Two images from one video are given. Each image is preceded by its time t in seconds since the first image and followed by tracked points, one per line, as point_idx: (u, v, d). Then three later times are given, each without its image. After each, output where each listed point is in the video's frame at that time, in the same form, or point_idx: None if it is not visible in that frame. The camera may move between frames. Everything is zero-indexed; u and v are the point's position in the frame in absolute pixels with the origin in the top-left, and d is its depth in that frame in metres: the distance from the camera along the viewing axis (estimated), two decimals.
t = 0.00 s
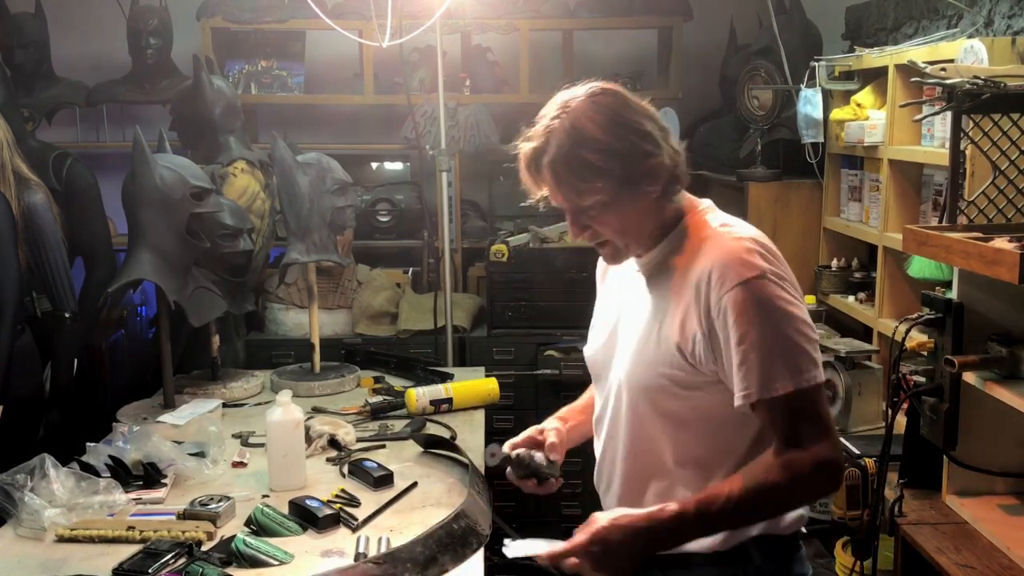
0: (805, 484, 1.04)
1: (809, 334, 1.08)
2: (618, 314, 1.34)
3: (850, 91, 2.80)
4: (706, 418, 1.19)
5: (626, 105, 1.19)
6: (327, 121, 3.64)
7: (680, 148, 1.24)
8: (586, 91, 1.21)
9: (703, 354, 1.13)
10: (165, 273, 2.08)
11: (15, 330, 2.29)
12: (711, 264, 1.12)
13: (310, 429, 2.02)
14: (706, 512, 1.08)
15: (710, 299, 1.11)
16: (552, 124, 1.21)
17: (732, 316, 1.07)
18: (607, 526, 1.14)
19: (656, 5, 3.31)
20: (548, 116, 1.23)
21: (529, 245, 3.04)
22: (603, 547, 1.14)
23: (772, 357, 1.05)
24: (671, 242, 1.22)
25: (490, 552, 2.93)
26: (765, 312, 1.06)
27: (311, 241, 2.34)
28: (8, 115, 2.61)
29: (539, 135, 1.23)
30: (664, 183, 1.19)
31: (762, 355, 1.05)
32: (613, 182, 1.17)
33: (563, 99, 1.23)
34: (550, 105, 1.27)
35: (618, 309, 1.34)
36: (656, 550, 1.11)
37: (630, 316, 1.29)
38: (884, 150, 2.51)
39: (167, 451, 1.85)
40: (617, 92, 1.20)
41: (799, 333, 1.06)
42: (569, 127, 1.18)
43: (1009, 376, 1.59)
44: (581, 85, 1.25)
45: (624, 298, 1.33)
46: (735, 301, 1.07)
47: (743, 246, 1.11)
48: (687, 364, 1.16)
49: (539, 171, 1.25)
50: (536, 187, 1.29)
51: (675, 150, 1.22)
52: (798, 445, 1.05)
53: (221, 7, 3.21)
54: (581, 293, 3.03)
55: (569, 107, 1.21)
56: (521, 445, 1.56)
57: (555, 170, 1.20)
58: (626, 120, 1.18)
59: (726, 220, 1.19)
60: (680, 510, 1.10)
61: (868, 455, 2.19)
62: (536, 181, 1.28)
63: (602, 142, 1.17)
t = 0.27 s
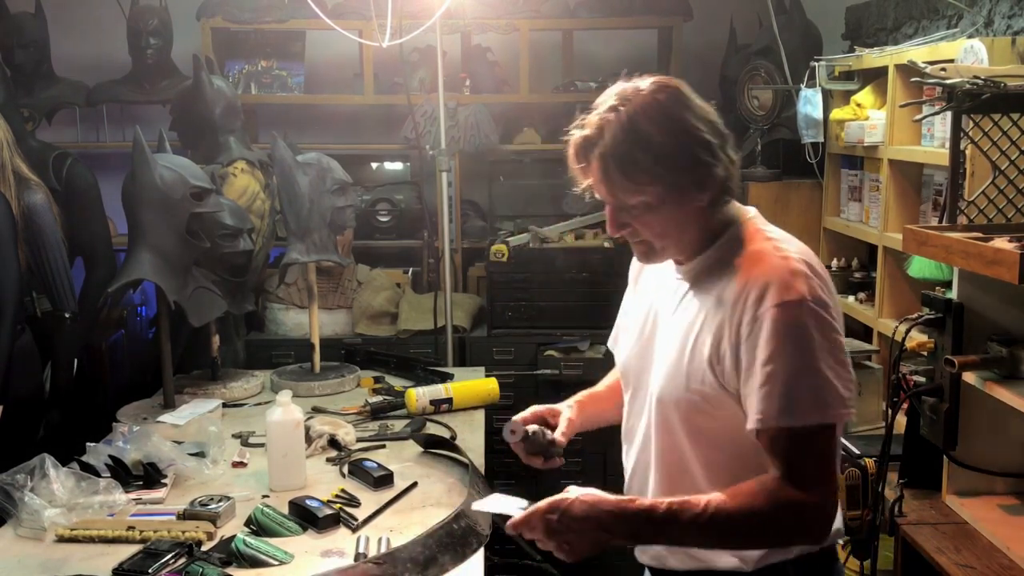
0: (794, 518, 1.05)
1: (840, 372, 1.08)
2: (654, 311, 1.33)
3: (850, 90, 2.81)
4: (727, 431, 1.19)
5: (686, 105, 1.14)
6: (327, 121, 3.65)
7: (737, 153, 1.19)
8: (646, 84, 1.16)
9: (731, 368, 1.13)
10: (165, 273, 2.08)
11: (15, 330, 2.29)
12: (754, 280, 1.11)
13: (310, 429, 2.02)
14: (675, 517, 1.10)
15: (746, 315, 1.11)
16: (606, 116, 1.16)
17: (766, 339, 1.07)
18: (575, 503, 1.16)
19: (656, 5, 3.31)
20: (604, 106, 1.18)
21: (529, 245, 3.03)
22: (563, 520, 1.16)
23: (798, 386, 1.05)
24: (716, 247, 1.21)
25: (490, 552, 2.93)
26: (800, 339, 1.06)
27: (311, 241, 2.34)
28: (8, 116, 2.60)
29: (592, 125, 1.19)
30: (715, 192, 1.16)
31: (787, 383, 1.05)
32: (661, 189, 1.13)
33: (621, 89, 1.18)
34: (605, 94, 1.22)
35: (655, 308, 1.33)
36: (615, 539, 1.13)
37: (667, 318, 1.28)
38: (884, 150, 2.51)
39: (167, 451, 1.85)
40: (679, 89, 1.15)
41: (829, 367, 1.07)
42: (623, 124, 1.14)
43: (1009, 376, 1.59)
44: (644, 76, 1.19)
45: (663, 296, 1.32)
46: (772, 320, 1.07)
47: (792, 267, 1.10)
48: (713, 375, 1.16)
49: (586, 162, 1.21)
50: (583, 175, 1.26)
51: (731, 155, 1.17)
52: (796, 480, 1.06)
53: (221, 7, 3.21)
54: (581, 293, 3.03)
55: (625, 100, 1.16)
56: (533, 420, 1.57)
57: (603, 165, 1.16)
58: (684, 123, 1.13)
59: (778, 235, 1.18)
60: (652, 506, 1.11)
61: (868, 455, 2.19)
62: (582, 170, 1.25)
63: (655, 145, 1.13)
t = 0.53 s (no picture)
0: (803, 525, 1.06)
1: (864, 383, 1.08)
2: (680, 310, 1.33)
3: (850, 90, 2.81)
4: (747, 435, 1.19)
5: (719, 104, 1.14)
6: (327, 121, 3.64)
7: (768, 156, 1.19)
8: (681, 80, 1.16)
9: (755, 371, 1.14)
10: (165, 273, 2.08)
11: (15, 330, 2.28)
12: (783, 285, 1.11)
13: (310, 429, 2.02)
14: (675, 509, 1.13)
15: (772, 319, 1.11)
16: (638, 110, 1.17)
17: (793, 348, 1.07)
18: (581, 484, 1.21)
19: (656, 5, 3.31)
20: (637, 99, 1.18)
21: (529, 245, 3.04)
22: (566, 499, 1.22)
23: (819, 394, 1.06)
24: (746, 249, 1.21)
25: (490, 552, 2.93)
26: (825, 347, 1.06)
27: (311, 241, 2.34)
28: (8, 115, 2.60)
29: (624, 118, 1.20)
30: (743, 194, 1.17)
31: (812, 395, 1.06)
32: (687, 188, 1.15)
33: (656, 83, 1.18)
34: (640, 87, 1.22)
35: (682, 307, 1.33)
36: (616, 523, 1.17)
37: (693, 318, 1.28)
38: (884, 150, 2.51)
39: (167, 451, 1.85)
40: (714, 87, 1.15)
41: (852, 377, 1.07)
42: (654, 120, 1.14)
43: (1008, 376, 1.59)
44: (680, 72, 1.19)
45: (689, 296, 1.32)
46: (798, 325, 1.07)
47: (822, 275, 1.10)
48: (736, 377, 1.16)
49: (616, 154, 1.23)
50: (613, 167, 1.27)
51: (762, 157, 1.17)
52: (809, 488, 1.06)
53: (221, 7, 3.21)
54: (581, 293, 3.03)
55: (657, 95, 1.16)
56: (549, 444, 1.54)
57: (632, 160, 1.17)
58: (715, 123, 1.13)
59: (809, 241, 1.18)
60: (653, 494, 1.15)
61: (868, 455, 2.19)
62: (612, 162, 1.26)
63: (684, 144, 1.13)
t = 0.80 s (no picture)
0: (797, 526, 1.07)
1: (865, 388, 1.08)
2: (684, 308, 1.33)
3: (850, 90, 2.81)
4: (747, 436, 1.19)
5: (726, 102, 1.14)
6: (326, 121, 3.64)
7: (775, 156, 1.19)
8: (688, 78, 1.16)
9: (756, 371, 1.14)
10: (165, 273, 2.08)
11: (14, 330, 2.28)
12: (786, 286, 1.12)
13: (310, 429, 2.02)
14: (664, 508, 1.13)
15: (774, 319, 1.11)
16: (645, 108, 1.17)
17: (795, 349, 1.07)
18: (571, 483, 1.21)
19: (656, 5, 3.32)
20: (644, 97, 1.18)
21: (529, 246, 3.04)
22: (557, 495, 1.21)
23: (820, 395, 1.06)
24: (751, 249, 1.21)
25: (490, 552, 2.93)
26: (826, 348, 1.06)
27: (311, 241, 2.34)
28: (8, 115, 2.59)
29: (631, 116, 1.20)
30: (749, 193, 1.17)
31: (812, 397, 1.06)
32: (694, 186, 1.14)
33: (663, 81, 1.19)
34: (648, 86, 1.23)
35: (685, 307, 1.33)
36: (606, 520, 1.18)
37: (697, 319, 1.28)
38: (884, 150, 2.51)
39: (167, 451, 1.85)
40: (721, 85, 1.15)
41: (853, 381, 1.07)
42: (661, 118, 1.14)
43: (1008, 376, 1.59)
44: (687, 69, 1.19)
45: (693, 296, 1.32)
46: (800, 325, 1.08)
47: (826, 277, 1.10)
48: (737, 378, 1.16)
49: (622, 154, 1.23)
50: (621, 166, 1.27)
51: (769, 157, 1.18)
52: (805, 490, 1.07)
53: (221, 7, 3.21)
54: (581, 293, 3.03)
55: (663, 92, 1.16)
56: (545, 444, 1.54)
57: (638, 158, 1.17)
58: (722, 120, 1.13)
59: (814, 243, 1.18)
60: (644, 492, 1.15)
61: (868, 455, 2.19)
62: (619, 161, 1.26)
63: (691, 141, 1.13)
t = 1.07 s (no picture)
0: (788, 529, 1.07)
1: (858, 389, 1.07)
2: (681, 309, 1.33)
3: (850, 90, 2.81)
4: (742, 437, 1.20)
5: (718, 102, 1.14)
6: (326, 121, 3.64)
7: (769, 156, 1.19)
8: (680, 78, 1.17)
9: (750, 373, 1.14)
10: (165, 273, 2.08)
11: (14, 330, 2.28)
12: (779, 287, 1.12)
13: (310, 429, 2.02)
14: (654, 511, 1.13)
15: (767, 320, 1.11)
16: (638, 108, 1.17)
17: (787, 351, 1.07)
18: (561, 487, 1.21)
19: (656, 5, 3.32)
20: (637, 97, 1.19)
21: (529, 246, 3.04)
22: (547, 502, 1.21)
23: (812, 397, 1.06)
24: (747, 250, 1.21)
25: (490, 552, 2.93)
26: (818, 350, 1.06)
27: (311, 241, 2.34)
28: (8, 115, 2.59)
29: (623, 116, 1.20)
30: (743, 194, 1.17)
31: (805, 399, 1.06)
32: (686, 186, 1.15)
33: (656, 81, 1.19)
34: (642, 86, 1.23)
35: (682, 308, 1.33)
36: (597, 525, 1.18)
37: (693, 319, 1.28)
38: (884, 150, 2.51)
39: (167, 451, 1.85)
40: (714, 85, 1.15)
41: (846, 383, 1.07)
42: (653, 119, 1.15)
43: (1008, 376, 1.59)
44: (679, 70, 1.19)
45: (689, 296, 1.32)
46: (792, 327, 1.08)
47: (820, 277, 1.10)
48: (731, 379, 1.16)
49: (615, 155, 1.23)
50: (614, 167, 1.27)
51: (763, 157, 1.18)
52: (796, 492, 1.07)
53: (221, 7, 3.21)
54: (581, 293, 3.03)
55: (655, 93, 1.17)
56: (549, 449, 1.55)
57: (629, 158, 1.17)
58: (714, 120, 1.13)
59: (809, 243, 1.18)
60: (633, 496, 1.16)
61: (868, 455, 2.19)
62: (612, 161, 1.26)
63: (682, 142, 1.13)
